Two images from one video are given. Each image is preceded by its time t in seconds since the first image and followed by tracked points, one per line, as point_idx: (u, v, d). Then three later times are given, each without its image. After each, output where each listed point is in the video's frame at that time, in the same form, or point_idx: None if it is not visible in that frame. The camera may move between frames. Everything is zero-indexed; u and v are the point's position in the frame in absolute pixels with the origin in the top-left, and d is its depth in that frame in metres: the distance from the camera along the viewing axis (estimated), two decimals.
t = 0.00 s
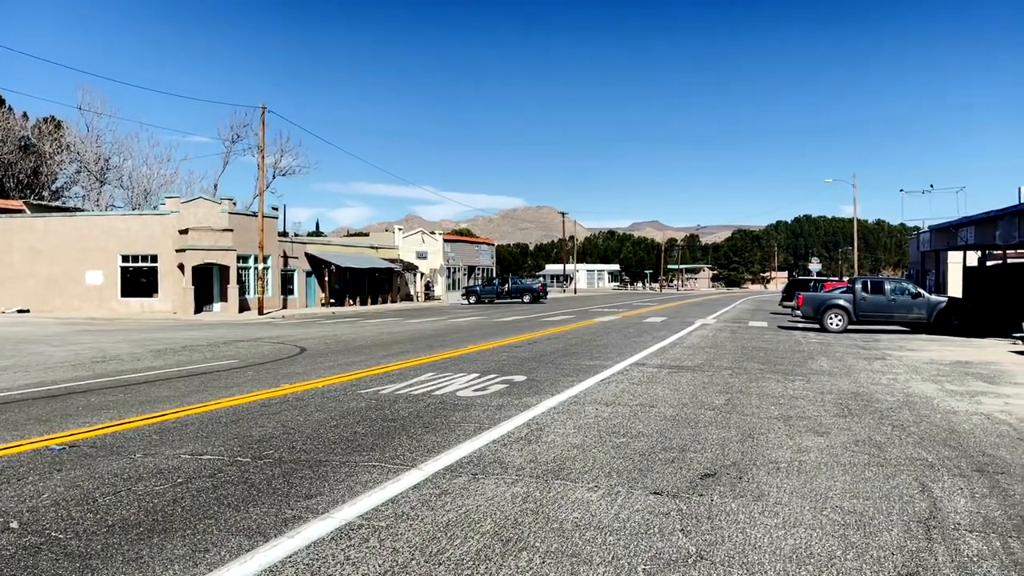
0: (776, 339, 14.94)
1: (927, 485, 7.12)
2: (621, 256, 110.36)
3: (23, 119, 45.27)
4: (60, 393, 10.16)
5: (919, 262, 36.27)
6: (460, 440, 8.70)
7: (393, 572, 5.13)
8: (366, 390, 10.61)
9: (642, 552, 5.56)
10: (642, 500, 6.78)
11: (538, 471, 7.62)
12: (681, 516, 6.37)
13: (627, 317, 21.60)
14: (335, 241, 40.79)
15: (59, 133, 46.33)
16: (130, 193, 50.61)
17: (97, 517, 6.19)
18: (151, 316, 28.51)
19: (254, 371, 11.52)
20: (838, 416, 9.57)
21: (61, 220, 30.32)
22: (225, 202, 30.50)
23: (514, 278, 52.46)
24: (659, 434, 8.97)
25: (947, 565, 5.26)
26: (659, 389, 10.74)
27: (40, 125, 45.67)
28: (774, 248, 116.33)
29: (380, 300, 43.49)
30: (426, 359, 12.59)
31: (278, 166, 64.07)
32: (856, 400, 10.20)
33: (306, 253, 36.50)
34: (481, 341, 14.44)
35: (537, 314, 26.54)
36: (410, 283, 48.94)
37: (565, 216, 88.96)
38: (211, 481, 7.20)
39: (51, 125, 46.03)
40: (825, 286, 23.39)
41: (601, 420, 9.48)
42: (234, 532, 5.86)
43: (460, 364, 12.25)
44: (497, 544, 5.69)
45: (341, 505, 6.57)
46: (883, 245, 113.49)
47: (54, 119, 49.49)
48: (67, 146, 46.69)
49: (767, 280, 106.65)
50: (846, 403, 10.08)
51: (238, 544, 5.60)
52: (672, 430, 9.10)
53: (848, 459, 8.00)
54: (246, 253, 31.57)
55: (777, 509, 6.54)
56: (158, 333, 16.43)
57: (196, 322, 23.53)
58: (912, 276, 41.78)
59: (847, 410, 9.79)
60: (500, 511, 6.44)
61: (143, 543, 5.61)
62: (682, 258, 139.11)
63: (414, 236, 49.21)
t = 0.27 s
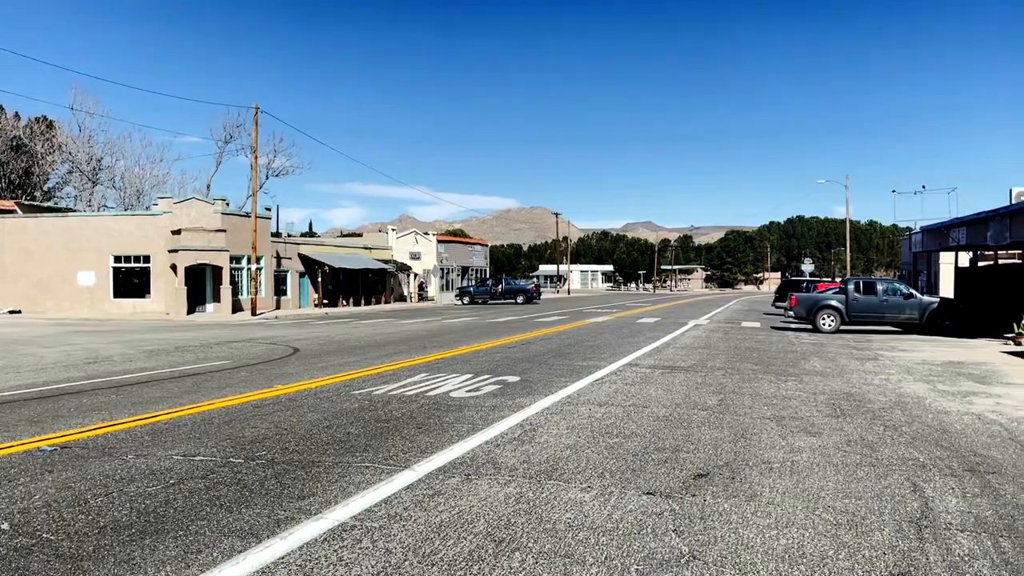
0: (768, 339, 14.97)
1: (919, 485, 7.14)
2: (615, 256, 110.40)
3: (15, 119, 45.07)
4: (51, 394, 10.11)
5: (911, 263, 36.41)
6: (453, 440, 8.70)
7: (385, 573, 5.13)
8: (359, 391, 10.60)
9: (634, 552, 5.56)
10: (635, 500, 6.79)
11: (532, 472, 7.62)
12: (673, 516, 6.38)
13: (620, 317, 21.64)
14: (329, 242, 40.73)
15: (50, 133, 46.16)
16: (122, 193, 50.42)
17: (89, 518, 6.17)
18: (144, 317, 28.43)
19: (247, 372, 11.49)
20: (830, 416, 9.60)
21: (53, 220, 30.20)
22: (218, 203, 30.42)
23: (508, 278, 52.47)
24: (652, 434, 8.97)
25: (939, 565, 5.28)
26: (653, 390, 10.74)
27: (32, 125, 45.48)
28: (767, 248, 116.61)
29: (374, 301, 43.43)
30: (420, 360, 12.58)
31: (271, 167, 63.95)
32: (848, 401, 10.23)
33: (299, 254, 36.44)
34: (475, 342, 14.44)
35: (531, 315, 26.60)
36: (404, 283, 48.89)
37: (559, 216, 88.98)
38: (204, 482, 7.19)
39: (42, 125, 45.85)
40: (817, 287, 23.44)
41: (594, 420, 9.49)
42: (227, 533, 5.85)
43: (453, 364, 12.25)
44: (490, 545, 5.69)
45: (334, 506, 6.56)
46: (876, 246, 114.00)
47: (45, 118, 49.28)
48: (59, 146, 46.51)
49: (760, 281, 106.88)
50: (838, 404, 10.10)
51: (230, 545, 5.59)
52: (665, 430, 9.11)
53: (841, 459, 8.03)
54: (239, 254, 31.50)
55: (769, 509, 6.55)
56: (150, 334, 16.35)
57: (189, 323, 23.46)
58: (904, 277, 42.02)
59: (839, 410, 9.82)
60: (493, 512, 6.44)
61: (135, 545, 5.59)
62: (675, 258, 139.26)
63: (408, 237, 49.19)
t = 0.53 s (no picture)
0: (761, 340, 15.01)
1: (911, 485, 7.17)
2: (609, 257, 110.53)
3: (6, 119, 44.85)
4: (42, 396, 10.07)
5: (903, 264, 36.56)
6: (446, 442, 8.71)
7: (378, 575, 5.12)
8: (352, 392, 10.59)
9: (627, 553, 5.56)
10: (628, 501, 6.80)
11: (525, 473, 7.62)
12: (666, 517, 6.38)
13: (613, 318, 21.64)
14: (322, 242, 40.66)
15: (42, 133, 45.95)
16: (114, 194, 50.20)
17: (80, 520, 6.15)
18: (136, 318, 28.33)
19: (240, 373, 11.47)
20: (823, 417, 9.62)
21: (46, 221, 30.08)
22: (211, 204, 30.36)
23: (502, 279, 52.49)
24: (645, 435, 8.98)
25: (930, 565, 5.30)
26: (646, 391, 10.75)
27: (23, 125, 45.26)
28: (760, 249, 116.89)
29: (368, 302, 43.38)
30: (413, 361, 12.58)
31: (264, 168, 63.81)
32: (841, 401, 10.26)
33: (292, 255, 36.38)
34: (468, 343, 14.44)
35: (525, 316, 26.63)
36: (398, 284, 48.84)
37: (552, 217, 89.11)
38: (196, 484, 7.18)
39: (34, 126, 45.64)
40: (810, 289, 23.55)
41: (587, 421, 9.49)
42: (219, 534, 5.84)
43: (447, 365, 12.25)
44: (482, 546, 5.69)
45: (326, 508, 6.55)
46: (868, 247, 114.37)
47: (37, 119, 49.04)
48: (50, 147, 46.29)
49: (753, 281, 107.16)
50: (831, 404, 10.13)
51: (222, 546, 5.59)
52: (658, 431, 9.12)
53: (833, 460, 8.05)
54: (231, 255, 31.43)
55: (762, 510, 6.56)
56: (142, 335, 16.29)
57: (183, 324, 23.40)
58: (896, 278, 42.24)
59: (832, 411, 9.84)
60: (486, 513, 6.43)
61: (126, 547, 5.58)
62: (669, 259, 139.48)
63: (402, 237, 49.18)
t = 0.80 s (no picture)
0: (754, 341, 15.05)
1: (902, 486, 7.20)
2: (602, 258, 110.62)
3: None
4: (33, 398, 10.03)
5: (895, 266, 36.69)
6: (440, 443, 8.70)
7: None
8: (345, 394, 10.58)
9: (620, 554, 5.57)
10: (621, 502, 6.81)
11: (518, 474, 7.62)
12: (659, 518, 6.39)
13: (607, 320, 21.62)
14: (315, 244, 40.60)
15: (34, 134, 45.80)
16: (106, 195, 50.02)
17: (71, 523, 6.12)
18: (128, 320, 28.23)
19: (232, 375, 11.44)
20: (815, 418, 9.65)
21: (38, 222, 29.98)
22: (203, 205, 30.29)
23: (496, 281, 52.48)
24: (638, 436, 9.00)
25: (921, 565, 5.32)
26: (639, 392, 10.77)
27: (15, 126, 45.10)
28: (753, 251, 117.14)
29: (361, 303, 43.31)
30: (407, 363, 12.57)
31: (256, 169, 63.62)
32: (833, 402, 10.30)
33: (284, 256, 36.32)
34: (462, 344, 14.44)
35: (518, 317, 26.68)
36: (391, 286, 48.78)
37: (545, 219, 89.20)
38: (188, 486, 7.15)
39: (25, 127, 45.49)
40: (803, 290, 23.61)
41: (580, 422, 9.50)
42: (211, 537, 5.82)
43: (440, 367, 12.24)
44: (475, 547, 5.69)
45: (319, 510, 6.54)
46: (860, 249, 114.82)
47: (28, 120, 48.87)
48: (42, 148, 46.14)
49: (746, 283, 107.38)
50: (823, 405, 10.16)
51: (214, 549, 5.57)
52: (651, 432, 9.14)
53: (825, 460, 8.08)
54: (224, 256, 31.36)
55: (754, 511, 6.58)
56: (134, 337, 16.24)
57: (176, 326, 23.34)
58: (888, 280, 42.39)
59: (824, 411, 9.88)
60: (478, 515, 6.43)
61: (118, 549, 5.56)
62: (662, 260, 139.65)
63: (395, 239, 49.15)
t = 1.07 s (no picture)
0: (747, 343, 15.09)
1: (894, 486, 7.22)
2: (595, 260, 110.75)
3: None
4: (24, 401, 9.98)
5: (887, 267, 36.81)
6: (432, 445, 8.68)
7: None
8: (338, 396, 10.56)
9: (612, 556, 5.57)
10: (614, 504, 6.81)
11: (511, 476, 7.62)
12: (652, 519, 6.39)
13: (599, 322, 21.65)
14: (308, 245, 40.52)
15: (24, 136, 45.62)
16: (97, 197, 49.83)
17: (61, 526, 6.09)
18: (119, 322, 28.13)
19: (224, 377, 11.41)
20: (808, 418, 9.68)
21: (29, 224, 29.86)
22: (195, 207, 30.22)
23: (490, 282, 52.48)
24: (631, 437, 9.01)
25: (913, 565, 5.34)
26: (632, 393, 10.79)
27: (6, 128, 44.92)
28: (746, 252, 117.47)
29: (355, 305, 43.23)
30: (400, 364, 12.56)
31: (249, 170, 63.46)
32: (825, 403, 10.32)
33: (277, 258, 36.26)
34: (454, 346, 14.43)
35: (511, 318, 26.66)
36: (384, 288, 48.70)
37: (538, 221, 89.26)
38: (179, 489, 7.13)
39: (16, 129, 45.32)
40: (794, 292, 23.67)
41: (573, 423, 9.50)
42: (203, 540, 5.80)
43: (433, 369, 12.23)
44: (468, 549, 5.68)
45: (311, 512, 6.53)
46: (852, 250, 115.29)
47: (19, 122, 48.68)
48: (33, 150, 45.95)
49: (739, 284, 107.65)
50: (815, 406, 10.19)
51: (206, 552, 5.55)
52: (644, 434, 9.14)
53: (817, 461, 8.09)
54: (216, 258, 31.29)
55: (746, 512, 6.58)
56: (125, 339, 16.17)
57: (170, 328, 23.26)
58: (880, 281, 42.55)
59: (817, 412, 9.91)
60: (471, 517, 6.42)
61: (109, 552, 5.54)
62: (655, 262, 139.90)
63: (388, 241, 49.12)
